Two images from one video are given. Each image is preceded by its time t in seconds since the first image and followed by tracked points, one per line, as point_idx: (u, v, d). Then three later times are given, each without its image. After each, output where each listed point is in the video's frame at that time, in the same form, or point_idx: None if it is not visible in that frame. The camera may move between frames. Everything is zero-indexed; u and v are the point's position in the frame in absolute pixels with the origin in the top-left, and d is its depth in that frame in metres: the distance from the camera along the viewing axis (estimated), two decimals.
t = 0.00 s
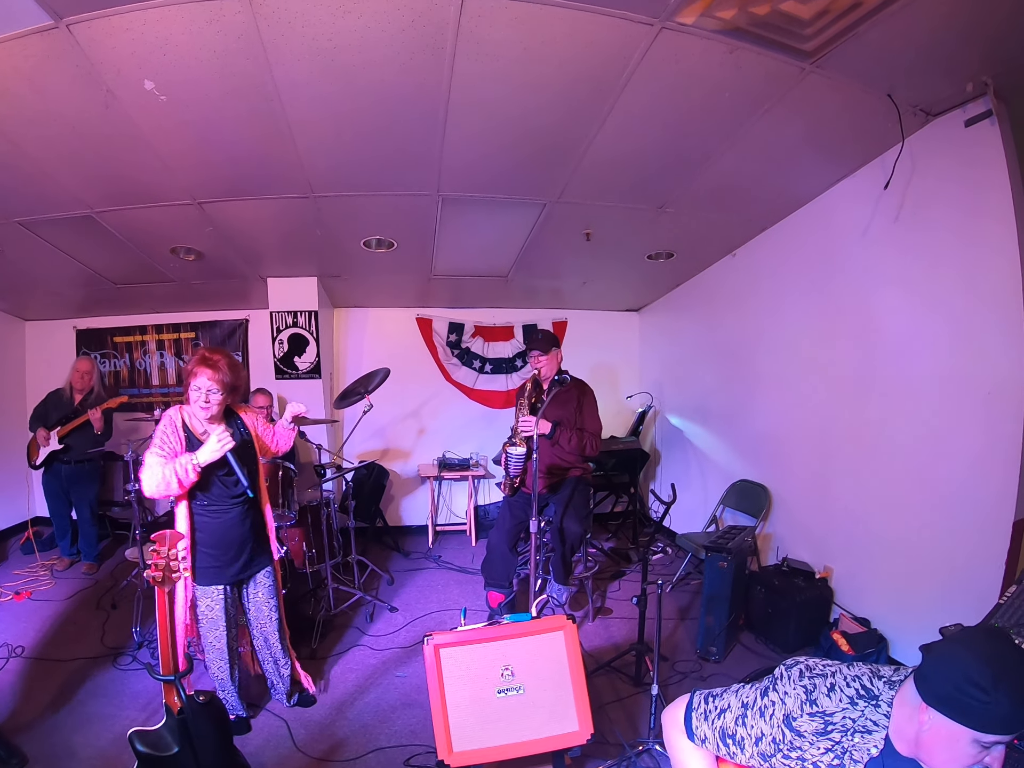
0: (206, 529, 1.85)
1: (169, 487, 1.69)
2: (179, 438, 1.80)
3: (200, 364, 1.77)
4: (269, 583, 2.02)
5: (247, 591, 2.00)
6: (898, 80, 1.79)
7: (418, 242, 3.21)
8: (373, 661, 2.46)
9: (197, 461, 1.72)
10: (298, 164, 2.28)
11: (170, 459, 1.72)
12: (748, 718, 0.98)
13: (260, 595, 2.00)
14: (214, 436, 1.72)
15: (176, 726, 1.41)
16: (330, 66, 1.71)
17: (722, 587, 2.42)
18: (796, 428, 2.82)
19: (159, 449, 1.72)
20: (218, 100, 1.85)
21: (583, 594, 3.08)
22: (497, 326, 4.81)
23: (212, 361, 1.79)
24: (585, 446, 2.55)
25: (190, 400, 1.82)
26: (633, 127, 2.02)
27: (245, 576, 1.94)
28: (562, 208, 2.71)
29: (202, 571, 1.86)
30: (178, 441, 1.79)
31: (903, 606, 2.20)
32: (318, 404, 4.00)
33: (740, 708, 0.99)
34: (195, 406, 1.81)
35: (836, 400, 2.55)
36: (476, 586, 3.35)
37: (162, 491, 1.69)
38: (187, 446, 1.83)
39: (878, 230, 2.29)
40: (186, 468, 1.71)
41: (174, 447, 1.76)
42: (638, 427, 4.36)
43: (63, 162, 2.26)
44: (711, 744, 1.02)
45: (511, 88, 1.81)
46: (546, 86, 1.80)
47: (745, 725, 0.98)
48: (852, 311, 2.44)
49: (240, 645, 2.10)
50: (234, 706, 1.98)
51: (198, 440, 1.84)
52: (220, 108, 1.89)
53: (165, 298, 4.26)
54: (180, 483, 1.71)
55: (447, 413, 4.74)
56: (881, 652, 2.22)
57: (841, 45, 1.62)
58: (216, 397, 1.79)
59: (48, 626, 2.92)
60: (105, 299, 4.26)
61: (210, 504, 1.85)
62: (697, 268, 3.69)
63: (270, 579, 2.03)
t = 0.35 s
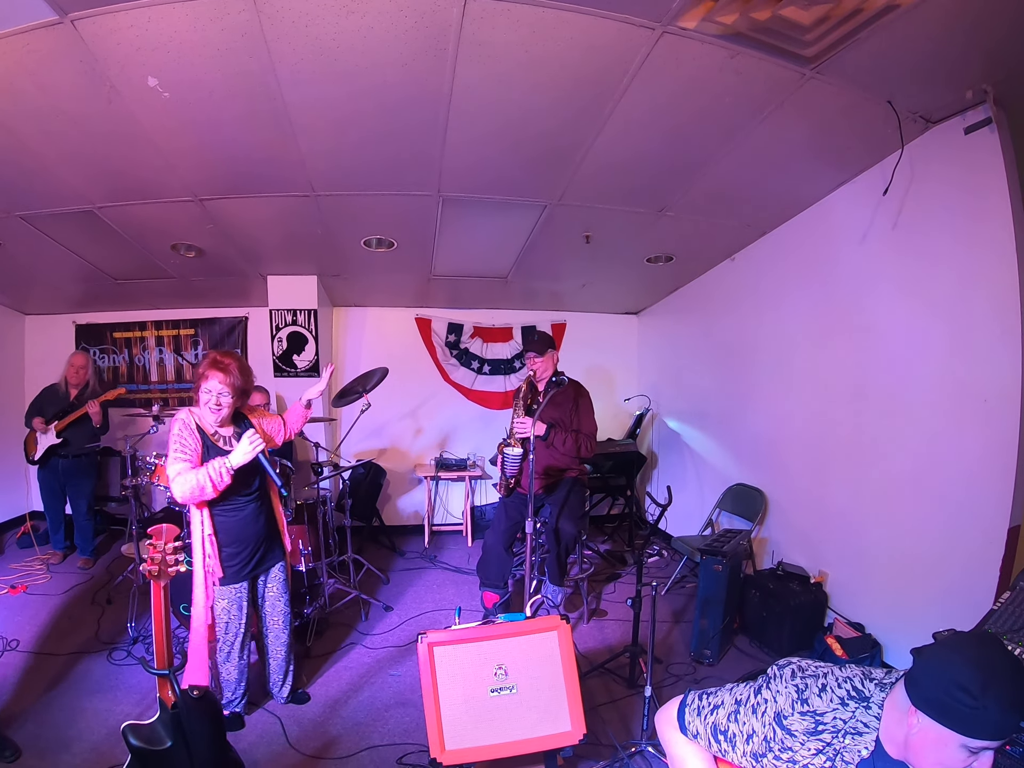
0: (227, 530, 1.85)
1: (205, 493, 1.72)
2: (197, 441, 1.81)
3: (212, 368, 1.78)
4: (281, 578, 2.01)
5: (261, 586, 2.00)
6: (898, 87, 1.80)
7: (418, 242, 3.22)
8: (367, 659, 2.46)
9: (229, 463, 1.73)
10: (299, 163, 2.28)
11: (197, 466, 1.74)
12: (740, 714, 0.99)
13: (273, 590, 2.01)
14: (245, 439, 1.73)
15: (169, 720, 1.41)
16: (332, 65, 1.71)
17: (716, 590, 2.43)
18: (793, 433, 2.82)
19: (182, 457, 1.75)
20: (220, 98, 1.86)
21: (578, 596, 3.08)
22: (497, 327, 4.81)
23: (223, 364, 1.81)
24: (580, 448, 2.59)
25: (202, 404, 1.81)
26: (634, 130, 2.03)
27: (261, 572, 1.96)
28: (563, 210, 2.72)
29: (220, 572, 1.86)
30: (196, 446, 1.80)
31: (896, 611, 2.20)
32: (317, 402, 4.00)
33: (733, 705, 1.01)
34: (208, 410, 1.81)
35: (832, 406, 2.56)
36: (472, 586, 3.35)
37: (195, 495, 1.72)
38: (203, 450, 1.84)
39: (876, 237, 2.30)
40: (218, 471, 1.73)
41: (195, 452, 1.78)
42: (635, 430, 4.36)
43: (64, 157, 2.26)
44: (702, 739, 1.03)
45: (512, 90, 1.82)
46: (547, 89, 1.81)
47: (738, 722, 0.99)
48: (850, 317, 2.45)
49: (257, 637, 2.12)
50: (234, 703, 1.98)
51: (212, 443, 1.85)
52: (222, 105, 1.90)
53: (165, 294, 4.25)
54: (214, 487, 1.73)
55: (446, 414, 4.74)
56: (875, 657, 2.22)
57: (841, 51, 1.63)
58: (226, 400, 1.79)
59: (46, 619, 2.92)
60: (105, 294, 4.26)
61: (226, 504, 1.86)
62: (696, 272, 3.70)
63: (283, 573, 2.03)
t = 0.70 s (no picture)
0: (232, 527, 1.86)
1: (209, 486, 1.73)
2: (203, 435, 1.82)
3: (214, 367, 1.78)
4: (281, 579, 2.02)
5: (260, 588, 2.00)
6: (896, 93, 1.81)
7: (418, 246, 3.23)
8: (365, 662, 2.45)
9: (232, 457, 1.75)
10: (299, 167, 2.29)
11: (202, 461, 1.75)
12: (732, 721, 1.00)
13: (272, 592, 2.01)
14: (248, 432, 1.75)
15: (167, 722, 1.41)
16: (332, 70, 1.73)
17: (715, 595, 2.42)
18: (791, 437, 2.83)
19: (187, 451, 1.75)
20: (221, 102, 1.87)
21: (577, 600, 3.08)
22: (496, 331, 4.82)
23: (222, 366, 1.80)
24: (578, 453, 2.58)
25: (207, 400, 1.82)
26: (633, 136, 2.04)
27: (262, 573, 1.96)
28: (562, 215, 2.73)
29: (222, 572, 1.85)
30: (201, 440, 1.80)
31: (894, 615, 2.20)
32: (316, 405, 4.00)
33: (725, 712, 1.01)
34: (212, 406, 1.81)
35: (830, 410, 2.56)
36: (470, 589, 3.35)
37: (198, 489, 1.73)
38: (210, 445, 1.85)
39: (875, 243, 2.31)
40: (222, 464, 1.74)
41: (200, 447, 1.79)
42: (634, 434, 4.36)
43: (66, 161, 2.27)
44: (695, 747, 1.04)
45: (511, 95, 1.83)
46: (547, 94, 1.82)
47: (730, 729, 0.99)
48: (849, 322, 2.45)
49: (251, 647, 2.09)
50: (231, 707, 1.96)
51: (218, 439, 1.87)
52: (223, 110, 1.91)
53: (166, 297, 4.27)
54: (219, 480, 1.74)
55: (445, 417, 4.74)
56: (872, 662, 2.21)
57: (839, 57, 1.64)
58: (231, 397, 1.80)
59: (44, 621, 2.91)
60: (106, 296, 4.27)
61: (232, 501, 1.87)
62: (695, 276, 3.71)
63: (282, 575, 2.04)
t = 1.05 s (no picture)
0: (218, 534, 1.86)
1: (190, 496, 1.75)
2: (190, 444, 1.83)
3: (214, 375, 1.78)
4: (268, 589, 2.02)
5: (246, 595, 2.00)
6: (896, 102, 1.82)
7: (420, 252, 3.25)
8: (365, 667, 2.46)
9: (212, 468, 1.75)
10: (303, 173, 2.31)
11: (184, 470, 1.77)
12: (731, 731, 1.02)
13: (259, 600, 2.01)
14: (227, 443, 1.75)
15: (168, 726, 1.41)
16: (336, 78, 1.75)
17: (714, 602, 2.42)
18: (792, 444, 2.83)
19: (172, 460, 1.77)
20: (226, 108, 1.89)
21: (577, 606, 3.08)
22: (497, 336, 4.83)
23: (225, 371, 1.80)
24: (579, 460, 2.59)
25: (204, 408, 1.84)
26: (634, 143, 2.06)
27: (247, 579, 1.95)
28: (564, 221, 2.75)
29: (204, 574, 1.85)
30: (189, 449, 1.82)
31: (895, 623, 2.20)
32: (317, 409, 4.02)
33: (724, 722, 1.03)
34: (211, 416, 1.84)
35: (831, 417, 2.57)
36: (470, 594, 3.35)
37: (181, 498, 1.74)
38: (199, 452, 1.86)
39: (876, 251, 2.32)
40: (202, 475, 1.75)
41: (186, 456, 1.81)
42: (635, 440, 4.36)
43: (71, 165, 2.29)
44: (694, 757, 1.05)
45: (513, 102, 1.85)
46: (549, 102, 1.84)
47: (729, 738, 1.01)
48: (850, 329, 2.46)
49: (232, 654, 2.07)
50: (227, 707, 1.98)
51: (207, 446, 1.84)
52: (228, 115, 1.93)
53: (169, 300, 4.29)
54: (199, 490, 1.76)
55: (446, 421, 4.75)
56: (872, 669, 2.21)
57: (840, 66, 1.66)
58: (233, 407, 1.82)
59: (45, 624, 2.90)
60: (109, 299, 4.29)
61: (219, 507, 1.87)
62: (696, 283, 3.72)
63: (269, 583, 2.04)
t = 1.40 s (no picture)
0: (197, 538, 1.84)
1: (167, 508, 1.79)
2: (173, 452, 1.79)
3: (209, 379, 1.75)
4: (264, 591, 1.99)
5: (240, 597, 1.97)
6: (900, 100, 1.82)
7: (422, 251, 3.25)
8: (368, 667, 2.45)
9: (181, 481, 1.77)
10: (305, 172, 2.31)
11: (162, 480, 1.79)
12: (738, 729, 1.01)
13: (254, 602, 1.98)
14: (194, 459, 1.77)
15: (171, 725, 1.42)
16: (338, 77, 1.75)
17: (718, 602, 2.42)
18: (795, 444, 2.82)
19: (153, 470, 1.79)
20: (228, 107, 1.89)
21: (579, 606, 3.07)
22: (499, 336, 4.83)
23: (220, 376, 1.78)
24: (583, 461, 2.56)
25: (197, 414, 1.79)
26: (637, 142, 2.05)
27: (236, 583, 1.91)
28: (566, 221, 2.74)
29: (189, 575, 1.83)
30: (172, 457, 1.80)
31: (899, 623, 2.19)
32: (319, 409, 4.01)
33: (730, 719, 1.02)
34: (206, 422, 1.80)
35: (835, 417, 2.56)
36: (473, 594, 3.34)
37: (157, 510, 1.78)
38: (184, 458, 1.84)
39: (879, 251, 2.31)
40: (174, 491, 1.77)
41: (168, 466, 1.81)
42: (638, 440, 4.35)
43: (73, 164, 2.30)
44: (700, 754, 1.05)
45: (516, 101, 1.84)
46: (552, 101, 1.84)
47: (735, 736, 1.01)
48: (853, 329, 2.45)
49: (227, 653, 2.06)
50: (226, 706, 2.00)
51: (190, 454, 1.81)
52: (230, 114, 1.93)
53: (171, 300, 4.29)
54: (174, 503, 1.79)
55: (448, 421, 4.75)
56: (876, 669, 2.20)
57: (844, 65, 1.65)
58: (234, 410, 1.80)
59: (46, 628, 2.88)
60: (112, 299, 4.30)
61: (202, 513, 1.85)
62: (698, 283, 3.71)
63: (264, 586, 2.00)
